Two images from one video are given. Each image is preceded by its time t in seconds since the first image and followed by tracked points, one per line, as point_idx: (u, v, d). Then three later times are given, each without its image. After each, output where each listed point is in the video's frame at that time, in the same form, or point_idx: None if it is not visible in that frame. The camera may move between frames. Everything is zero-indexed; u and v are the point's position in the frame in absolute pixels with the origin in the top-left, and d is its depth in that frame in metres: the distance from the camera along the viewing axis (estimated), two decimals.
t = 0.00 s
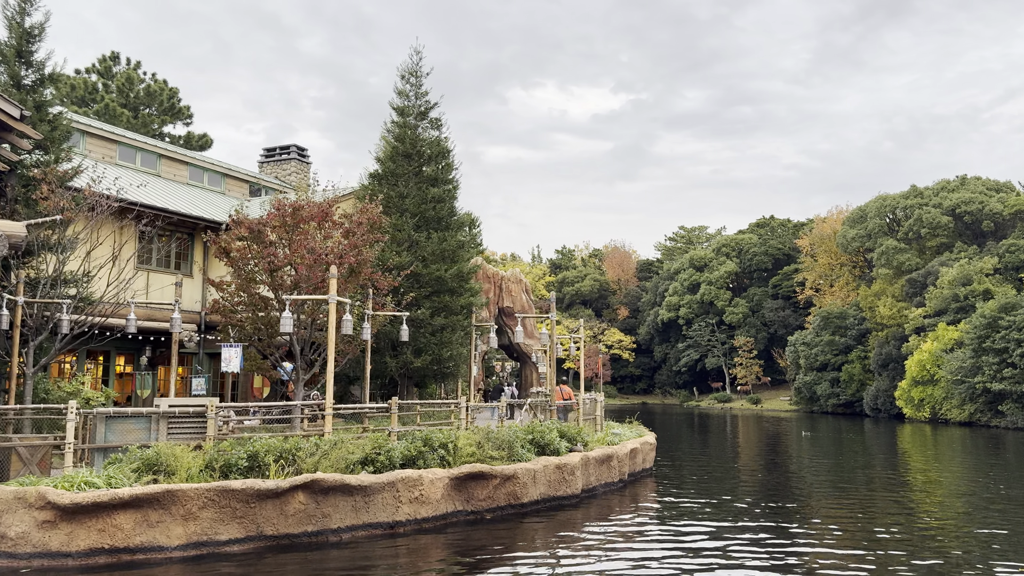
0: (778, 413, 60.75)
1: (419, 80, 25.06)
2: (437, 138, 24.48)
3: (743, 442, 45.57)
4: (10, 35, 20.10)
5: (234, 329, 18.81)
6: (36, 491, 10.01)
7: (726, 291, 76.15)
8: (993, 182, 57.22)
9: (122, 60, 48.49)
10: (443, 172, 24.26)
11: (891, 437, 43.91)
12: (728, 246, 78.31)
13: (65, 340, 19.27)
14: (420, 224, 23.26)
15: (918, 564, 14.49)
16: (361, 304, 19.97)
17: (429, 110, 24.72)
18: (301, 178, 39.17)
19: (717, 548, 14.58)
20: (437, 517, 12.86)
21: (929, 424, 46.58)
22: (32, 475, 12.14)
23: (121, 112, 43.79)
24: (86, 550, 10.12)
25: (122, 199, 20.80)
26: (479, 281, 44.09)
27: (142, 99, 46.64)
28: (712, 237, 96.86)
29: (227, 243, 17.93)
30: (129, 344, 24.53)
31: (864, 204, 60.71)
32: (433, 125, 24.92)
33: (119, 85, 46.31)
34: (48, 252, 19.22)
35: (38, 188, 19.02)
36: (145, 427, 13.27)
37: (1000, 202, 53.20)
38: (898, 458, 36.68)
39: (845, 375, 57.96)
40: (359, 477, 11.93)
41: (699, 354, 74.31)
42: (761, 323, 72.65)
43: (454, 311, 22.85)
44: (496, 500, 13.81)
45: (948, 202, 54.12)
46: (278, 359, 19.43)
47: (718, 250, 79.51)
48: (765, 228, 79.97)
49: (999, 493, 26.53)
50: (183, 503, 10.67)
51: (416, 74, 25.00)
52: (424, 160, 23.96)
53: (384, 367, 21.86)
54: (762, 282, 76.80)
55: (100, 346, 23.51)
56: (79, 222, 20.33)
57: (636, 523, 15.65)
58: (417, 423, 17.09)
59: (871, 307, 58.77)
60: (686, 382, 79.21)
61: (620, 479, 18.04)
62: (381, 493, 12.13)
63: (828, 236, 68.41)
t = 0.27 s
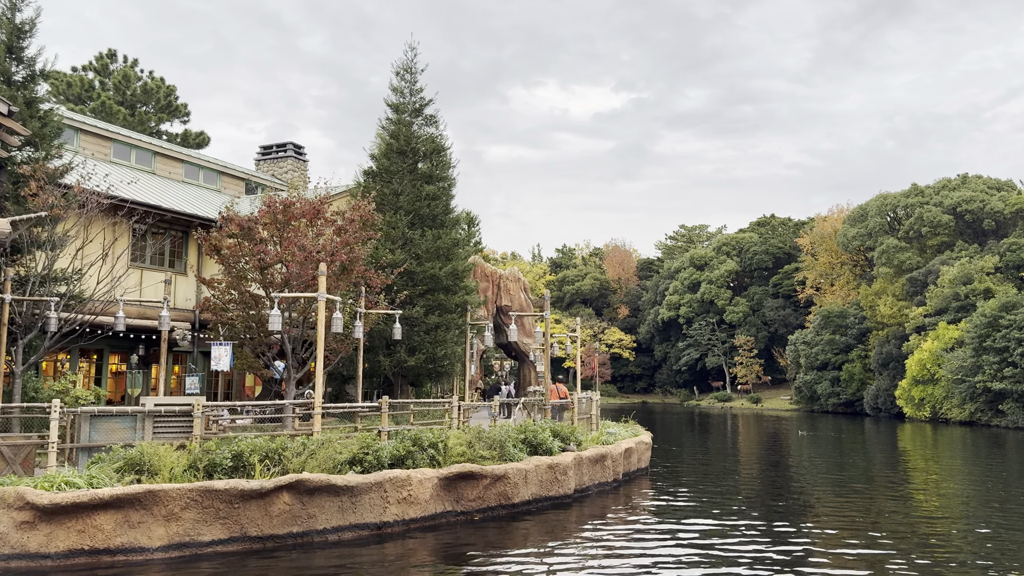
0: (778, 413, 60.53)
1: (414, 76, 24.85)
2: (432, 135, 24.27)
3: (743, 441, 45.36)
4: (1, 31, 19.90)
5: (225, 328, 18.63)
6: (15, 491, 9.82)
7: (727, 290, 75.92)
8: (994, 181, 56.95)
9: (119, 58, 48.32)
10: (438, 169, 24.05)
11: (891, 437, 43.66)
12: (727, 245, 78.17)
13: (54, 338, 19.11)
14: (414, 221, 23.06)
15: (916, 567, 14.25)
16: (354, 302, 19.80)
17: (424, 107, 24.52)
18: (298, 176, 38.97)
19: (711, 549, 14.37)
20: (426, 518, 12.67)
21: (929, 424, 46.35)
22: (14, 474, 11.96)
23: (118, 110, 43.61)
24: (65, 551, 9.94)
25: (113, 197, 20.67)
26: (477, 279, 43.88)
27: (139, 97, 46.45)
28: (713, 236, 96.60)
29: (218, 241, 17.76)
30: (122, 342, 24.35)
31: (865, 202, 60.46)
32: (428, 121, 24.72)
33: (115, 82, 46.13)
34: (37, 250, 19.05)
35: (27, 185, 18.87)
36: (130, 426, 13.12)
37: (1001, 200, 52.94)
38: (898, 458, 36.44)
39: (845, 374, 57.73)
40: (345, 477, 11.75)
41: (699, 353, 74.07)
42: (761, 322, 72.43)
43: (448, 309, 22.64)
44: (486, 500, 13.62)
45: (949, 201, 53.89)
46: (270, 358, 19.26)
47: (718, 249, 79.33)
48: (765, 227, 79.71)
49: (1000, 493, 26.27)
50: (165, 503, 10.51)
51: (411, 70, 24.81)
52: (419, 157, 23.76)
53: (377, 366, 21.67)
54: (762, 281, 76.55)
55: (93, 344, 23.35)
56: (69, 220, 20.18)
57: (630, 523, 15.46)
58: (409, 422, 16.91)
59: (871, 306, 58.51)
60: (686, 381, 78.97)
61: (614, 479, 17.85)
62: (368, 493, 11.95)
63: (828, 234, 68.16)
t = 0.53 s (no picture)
0: (778, 411, 60.33)
1: (408, 72, 24.65)
2: (425, 131, 24.06)
3: (743, 440, 45.14)
4: None
5: (216, 325, 18.47)
6: None
7: (726, 288, 75.72)
8: (994, 179, 56.72)
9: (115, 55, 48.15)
10: (432, 166, 23.84)
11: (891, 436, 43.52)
12: (727, 244, 78.44)
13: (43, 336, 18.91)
14: (408, 218, 22.84)
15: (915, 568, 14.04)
16: (346, 300, 19.60)
17: (418, 103, 24.33)
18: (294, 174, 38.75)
19: (705, 549, 14.17)
20: (414, 518, 12.49)
21: (929, 423, 46.15)
22: None
23: (114, 107, 43.41)
24: (43, 552, 9.76)
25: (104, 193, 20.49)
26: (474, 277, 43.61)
27: (135, 94, 46.27)
28: (713, 234, 96.39)
29: (208, 238, 17.56)
30: (115, 340, 24.13)
31: (865, 201, 60.25)
32: (422, 117, 24.52)
33: (111, 80, 45.93)
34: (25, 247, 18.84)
35: (14, 181, 18.63)
36: (115, 425, 12.94)
37: (1002, 198, 52.72)
38: (897, 457, 36.22)
39: (844, 373, 57.53)
40: (331, 477, 11.57)
41: (699, 352, 73.88)
42: (761, 321, 72.23)
43: (442, 307, 22.41)
44: (476, 500, 13.43)
45: (949, 199, 53.68)
46: (261, 356, 19.07)
47: (718, 248, 79.15)
48: (765, 225, 79.49)
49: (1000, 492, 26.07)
50: (146, 503, 10.34)
51: (405, 66, 24.61)
52: (412, 154, 23.54)
53: (370, 364, 21.48)
54: (762, 280, 76.33)
55: (84, 342, 23.16)
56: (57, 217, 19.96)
57: (623, 523, 15.29)
58: (401, 421, 16.72)
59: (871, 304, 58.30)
60: (686, 380, 78.77)
61: (607, 478, 17.68)
62: (355, 493, 11.77)
63: (828, 233, 67.95)
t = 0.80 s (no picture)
0: (776, 409, 60.18)
1: (402, 67, 24.43)
2: (418, 127, 23.86)
3: (742, 438, 44.95)
4: None
5: (205, 322, 18.27)
6: None
7: (725, 286, 75.55)
8: (993, 177, 56.55)
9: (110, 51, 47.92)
10: (425, 162, 23.64)
11: (890, 434, 43.42)
12: (727, 242, 78.42)
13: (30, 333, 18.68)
14: (400, 215, 22.63)
15: (912, 566, 13.86)
16: (336, 297, 19.41)
17: (411, 98, 24.14)
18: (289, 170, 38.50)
19: (698, 548, 13.99)
20: (401, 518, 12.31)
21: (927, 421, 46.00)
22: None
23: (108, 103, 43.18)
24: (19, 553, 9.58)
25: (94, 189, 20.31)
26: (471, 275, 43.54)
27: (130, 91, 46.04)
28: (712, 232, 96.21)
29: (197, 234, 17.37)
30: (106, 337, 23.87)
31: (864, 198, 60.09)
32: (415, 113, 24.31)
33: (106, 76, 45.70)
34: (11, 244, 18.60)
35: None
36: (98, 423, 12.76)
37: (1001, 196, 52.56)
38: (896, 455, 36.07)
39: (843, 371, 57.38)
40: (315, 476, 11.39)
41: (697, 350, 73.71)
42: (760, 319, 72.08)
43: (435, 304, 22.21)
44: (464, 499, 13.25)
45: (948, 197, 53.50)
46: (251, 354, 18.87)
47: (717, 246, 78.98)
48: (764, 223, 79.30)
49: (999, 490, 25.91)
50: (126, 503, 10.17)
51: (399, 61, 24.41)
52: (405, 150, 23.33)
53: (362, 361, 21.27)
54: (761, 278, 76.13)
55: (75, 339, 22.92)
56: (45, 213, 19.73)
57: (615, 522, 15.12)
58: (391, 419, 16.51)
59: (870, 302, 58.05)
60: (685, 378, 78.61)
61: (600, 477, 17.51)
62: (340, 492, 11.60)
63: (827, 231, 67.76)
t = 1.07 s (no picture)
0: (774, 406, 60.08)
1: (394, 61, 24.18)
2: (410, 122, 23.62)
3: (739, 435, 44.81)
4: None
5: (192, 319, 18.03)
6: None
7: (723, 283, 75.39)
8: (991, 173, 56.38)
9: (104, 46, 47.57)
10: (417, 157, 23.42)
11: (887, 431, 43.30)
12: (724, 237, 77.60)
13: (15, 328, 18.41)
14: (392, 210, 22.40)
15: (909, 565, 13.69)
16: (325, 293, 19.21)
17: (403, 93, 23.90)
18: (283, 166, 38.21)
19: (695, 545, 13.82)
20: (387, 516, 12.13)
21: (924, 418, 45.87)
22: None
23: (101, 98, 42.86)
24: None
25: (83, 184, 20.10)
26: (467, 271, 43.37)
27: (124, 86, 45.71)
28: (710, 229, 96.03)
29: (184, 229, 17.13)
30: (95, 334, 23.59)
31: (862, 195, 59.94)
32: (407, 108, 24.07)
33: (99, 71, 45.35)
34: None
35: None
36: (80, 420, 12.56)
37: (999, 193, 52.41)
38: (893, 452, 35.87)
39: (840, 368, 57.30)
40: (298, 474, 11.21)
41: (695, 347, 73.58)
42: (757, 316, 71.94)
43: (426, 300, 21.99)
44: (451, 498, 13.06)
45: (946, 194, 53.34)
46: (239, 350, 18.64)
47: (715, 243, 78.78)
48: (762, 220, 79.11)
49: (995, 487, 25.82)
50: (103, 501, 9.98)
51: (391, 55, 24.16)
52: (397, 145, 23.08)
53: (353, 358, 21.04)
54: (759, 275, 75.96)
55: (65, 335, 22.61)
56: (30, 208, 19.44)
57: (606, 520, 14.96)
58: (379, 416, 16.29)
59: (867, 299, 57.64)
60: (682, 375, 78.50)
61: (591, 474, 17.34)
62: (323, 491, 11.42)
63: (825, 228, 67.60)
